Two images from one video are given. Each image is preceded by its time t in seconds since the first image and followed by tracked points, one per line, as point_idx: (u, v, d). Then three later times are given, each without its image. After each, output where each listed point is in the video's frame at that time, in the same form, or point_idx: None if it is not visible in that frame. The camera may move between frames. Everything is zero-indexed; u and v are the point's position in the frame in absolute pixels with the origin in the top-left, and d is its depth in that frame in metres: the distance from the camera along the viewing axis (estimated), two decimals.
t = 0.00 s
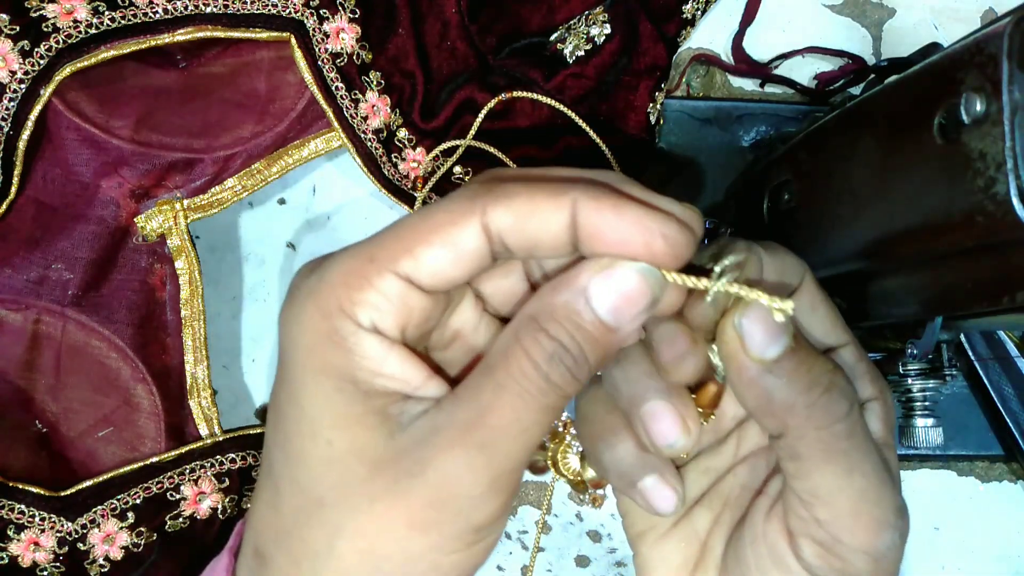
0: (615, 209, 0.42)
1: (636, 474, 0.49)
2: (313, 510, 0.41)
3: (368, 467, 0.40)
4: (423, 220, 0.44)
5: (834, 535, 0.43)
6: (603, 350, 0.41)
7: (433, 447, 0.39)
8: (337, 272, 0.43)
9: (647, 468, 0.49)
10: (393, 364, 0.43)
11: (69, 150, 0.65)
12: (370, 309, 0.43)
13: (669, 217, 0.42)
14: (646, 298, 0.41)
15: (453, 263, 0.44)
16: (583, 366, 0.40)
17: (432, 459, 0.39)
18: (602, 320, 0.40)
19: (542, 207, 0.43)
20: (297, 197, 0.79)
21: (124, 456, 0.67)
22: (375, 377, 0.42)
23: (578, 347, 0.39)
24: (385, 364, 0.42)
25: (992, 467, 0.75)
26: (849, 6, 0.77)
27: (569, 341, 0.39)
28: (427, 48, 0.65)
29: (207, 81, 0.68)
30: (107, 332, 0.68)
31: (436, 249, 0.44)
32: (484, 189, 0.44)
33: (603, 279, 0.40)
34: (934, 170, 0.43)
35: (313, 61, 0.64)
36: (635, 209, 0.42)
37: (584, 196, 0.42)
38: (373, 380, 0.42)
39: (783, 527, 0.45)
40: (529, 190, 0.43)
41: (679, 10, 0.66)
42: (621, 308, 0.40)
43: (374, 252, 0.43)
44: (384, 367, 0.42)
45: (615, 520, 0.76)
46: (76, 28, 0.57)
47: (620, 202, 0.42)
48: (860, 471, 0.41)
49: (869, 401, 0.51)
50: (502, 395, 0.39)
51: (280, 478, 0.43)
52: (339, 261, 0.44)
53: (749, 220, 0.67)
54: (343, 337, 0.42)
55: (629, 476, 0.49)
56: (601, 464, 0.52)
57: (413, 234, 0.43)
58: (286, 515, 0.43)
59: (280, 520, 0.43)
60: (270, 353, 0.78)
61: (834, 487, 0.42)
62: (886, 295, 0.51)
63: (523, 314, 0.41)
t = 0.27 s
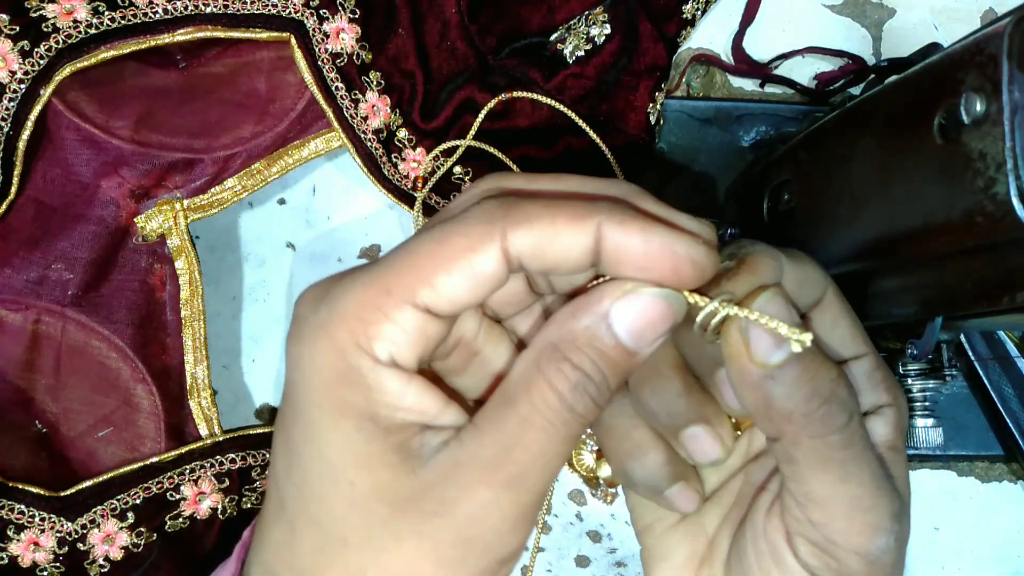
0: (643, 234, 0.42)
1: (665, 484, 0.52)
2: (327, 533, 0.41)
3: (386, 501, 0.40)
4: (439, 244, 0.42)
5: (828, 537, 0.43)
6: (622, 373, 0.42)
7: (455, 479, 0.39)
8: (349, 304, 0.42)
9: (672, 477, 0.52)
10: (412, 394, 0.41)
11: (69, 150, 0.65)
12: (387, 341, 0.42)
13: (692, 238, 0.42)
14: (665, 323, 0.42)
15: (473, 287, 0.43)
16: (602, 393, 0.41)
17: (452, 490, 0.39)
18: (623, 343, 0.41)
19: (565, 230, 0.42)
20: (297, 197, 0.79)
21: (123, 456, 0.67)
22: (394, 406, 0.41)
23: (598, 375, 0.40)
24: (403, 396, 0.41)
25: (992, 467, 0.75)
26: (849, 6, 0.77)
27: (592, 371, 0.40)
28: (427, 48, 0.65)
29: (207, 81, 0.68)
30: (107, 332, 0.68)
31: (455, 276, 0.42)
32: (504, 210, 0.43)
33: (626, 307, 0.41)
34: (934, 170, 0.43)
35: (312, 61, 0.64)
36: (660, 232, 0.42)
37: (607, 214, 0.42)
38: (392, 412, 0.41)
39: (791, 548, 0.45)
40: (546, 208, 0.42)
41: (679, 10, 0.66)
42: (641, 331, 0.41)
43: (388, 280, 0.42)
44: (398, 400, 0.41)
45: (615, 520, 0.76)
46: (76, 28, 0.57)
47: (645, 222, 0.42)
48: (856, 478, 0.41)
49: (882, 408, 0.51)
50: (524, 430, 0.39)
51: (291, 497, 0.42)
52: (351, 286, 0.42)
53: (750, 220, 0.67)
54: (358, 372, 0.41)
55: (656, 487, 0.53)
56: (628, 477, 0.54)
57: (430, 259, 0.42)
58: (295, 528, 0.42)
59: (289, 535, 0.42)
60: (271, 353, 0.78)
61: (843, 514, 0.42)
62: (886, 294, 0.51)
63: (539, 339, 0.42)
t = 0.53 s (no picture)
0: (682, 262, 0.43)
1: (674, 492, 0.51)
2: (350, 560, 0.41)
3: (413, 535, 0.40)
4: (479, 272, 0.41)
5: (830, 534, 0.44)
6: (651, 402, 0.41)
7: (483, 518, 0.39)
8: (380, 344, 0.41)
9: (681, 485, 0.51)
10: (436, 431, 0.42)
11: (69, 150, 0.65)
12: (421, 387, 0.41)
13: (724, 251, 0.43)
14: (697, 344, 0.40)
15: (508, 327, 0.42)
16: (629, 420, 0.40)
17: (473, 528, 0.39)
18: (653, 376, 0.40)
19: (607, 253, 0.42)
20: (297, 197, 0.79)
21: (123, 456, 0.67)
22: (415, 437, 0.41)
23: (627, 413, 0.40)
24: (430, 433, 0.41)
25: (992, 467, 0.75)
26: (849, 6, 0.77)
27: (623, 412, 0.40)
28: (427, 49, 0.65)
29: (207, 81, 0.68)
30: (107, 332, 0.68)
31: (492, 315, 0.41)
32: (546, 236, 0.42)
33: (660, 332, 0.39)
34: (934, 170, 0.43)
35: (313, 62, 0.64)
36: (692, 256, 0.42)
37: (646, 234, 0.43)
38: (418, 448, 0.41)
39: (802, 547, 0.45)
40: (580, 226, 0.43)
41: (679, 10, 0.67)
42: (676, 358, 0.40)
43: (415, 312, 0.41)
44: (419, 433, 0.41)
45: (616, 520, 0.76)
46: (77, 28, 0.57)
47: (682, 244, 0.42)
48: (858, 478, 0.42)
49: (887, 406, 0.52)
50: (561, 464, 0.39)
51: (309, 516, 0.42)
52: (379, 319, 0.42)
53: (749, 220, 0.67)
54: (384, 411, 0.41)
55: (664, 495, 0.52)
56: (633, 486, 0.52)
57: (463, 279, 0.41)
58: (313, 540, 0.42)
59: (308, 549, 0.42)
60: (271, 353, 0.78)
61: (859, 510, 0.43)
62: (887, 294, 0.51)
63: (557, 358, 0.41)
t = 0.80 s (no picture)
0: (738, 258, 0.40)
1: (675, 490, 0.52)
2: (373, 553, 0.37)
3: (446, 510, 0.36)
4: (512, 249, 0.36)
5: (847, 531, 0.40)
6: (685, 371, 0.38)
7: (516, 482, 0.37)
8: (415, 330, 0.36)
9: (682, 482, 0.52)
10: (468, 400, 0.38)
11: (69, 150, 0.65)
12: (461, 382, 0.38)
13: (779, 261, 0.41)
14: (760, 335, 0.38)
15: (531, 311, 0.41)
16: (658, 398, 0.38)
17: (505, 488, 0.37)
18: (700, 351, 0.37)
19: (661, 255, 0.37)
20: (297, 197, 0.79)
21: (124, 456, 0.67)
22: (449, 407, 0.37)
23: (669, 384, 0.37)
24: (463, 404, 0.38)
25: (992, 467, 0.75)
26: (849, 6, 0.77)
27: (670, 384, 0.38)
28: (427, 49, 0.65)
29: (207, 81, 0.68)
30: (107, 332, 0.68)
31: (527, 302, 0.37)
32: (596, 222, 0.37)
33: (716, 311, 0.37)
34: (934, 171, 0.43)
35: (312, 61, 0.64)
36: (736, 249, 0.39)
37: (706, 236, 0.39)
38: (448, 418, 0.37)
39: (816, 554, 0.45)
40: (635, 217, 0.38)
41: (679, 10, 0.67)
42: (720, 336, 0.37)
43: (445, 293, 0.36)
44: (455, 407, 0.38)
45: (616, 520, 0.76)
46: (76, 28, 0.57)
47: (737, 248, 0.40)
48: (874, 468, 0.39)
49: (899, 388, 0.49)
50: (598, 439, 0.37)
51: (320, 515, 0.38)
52: (406, 289, 0.37)
53: (750, 220, 0.67)
54: (418, 388, 0.37)
55: (666, 492, 0.52)
56: (636, 482, 0.53)
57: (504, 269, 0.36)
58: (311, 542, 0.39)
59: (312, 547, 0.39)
60: (271, 354, 0.78)
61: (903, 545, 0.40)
62: (887, 294, 0.51)
63: (569, 345, 0.40)
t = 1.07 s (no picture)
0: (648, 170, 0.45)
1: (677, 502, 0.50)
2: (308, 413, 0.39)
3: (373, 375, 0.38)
4: (461, 157, 0.44)
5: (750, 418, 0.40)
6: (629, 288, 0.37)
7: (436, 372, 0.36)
8: (369, 201, 0.43)
9: (683, 494, 0.50)
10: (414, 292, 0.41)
11: (69, 150, 0.65)
12: (398, 236, 0.43)
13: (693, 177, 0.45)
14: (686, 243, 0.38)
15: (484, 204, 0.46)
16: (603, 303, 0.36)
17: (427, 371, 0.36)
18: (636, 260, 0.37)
19: (585, 154, 0.45)
20: (297, 197, 0.79)
21: (124, 456, 0.67)
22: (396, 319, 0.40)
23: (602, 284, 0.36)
24: (404, 288, 0.41)
25: (992, 467, 0.75)
26: (849, 6, 0.78)
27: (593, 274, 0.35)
28: (427, 48, 0.65)
29: (207, 81, 0.68)
30: (107, 332, 0.68)
31: (469, 189, 0.45)
32: (523, 134, 0.45)
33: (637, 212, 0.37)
34: (935, 171, 0.43)
35: (312, 61, 0.64)
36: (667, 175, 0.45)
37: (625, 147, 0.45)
38: (391, 300, 0.41)
39: (775, 513, 0.43)
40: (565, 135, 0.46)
41: (679, 10, 0.67)
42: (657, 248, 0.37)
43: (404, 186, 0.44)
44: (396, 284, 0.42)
45: (616, 520, 0.77)
46: (76, 28, 0.57)
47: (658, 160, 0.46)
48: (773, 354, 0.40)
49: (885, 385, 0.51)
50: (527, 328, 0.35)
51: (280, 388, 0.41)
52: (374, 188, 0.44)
53: (749, 220, 0.67)
54: (369, 260, 0.42)
55: (666, 503, 0.51)
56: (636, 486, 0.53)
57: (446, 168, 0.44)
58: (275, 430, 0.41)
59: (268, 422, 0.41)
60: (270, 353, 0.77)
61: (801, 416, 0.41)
62: (889, 294, 0.51)
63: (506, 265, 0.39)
